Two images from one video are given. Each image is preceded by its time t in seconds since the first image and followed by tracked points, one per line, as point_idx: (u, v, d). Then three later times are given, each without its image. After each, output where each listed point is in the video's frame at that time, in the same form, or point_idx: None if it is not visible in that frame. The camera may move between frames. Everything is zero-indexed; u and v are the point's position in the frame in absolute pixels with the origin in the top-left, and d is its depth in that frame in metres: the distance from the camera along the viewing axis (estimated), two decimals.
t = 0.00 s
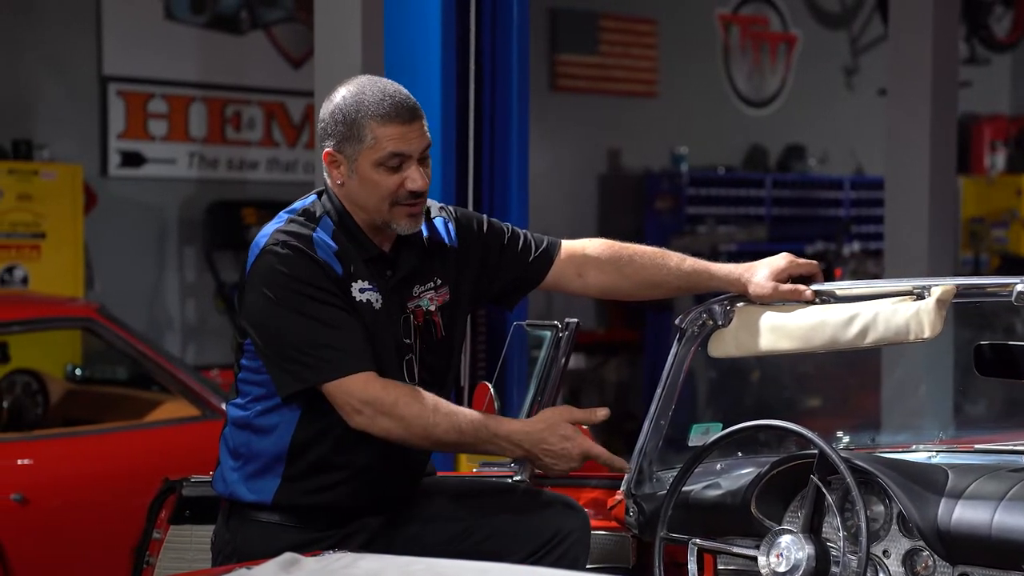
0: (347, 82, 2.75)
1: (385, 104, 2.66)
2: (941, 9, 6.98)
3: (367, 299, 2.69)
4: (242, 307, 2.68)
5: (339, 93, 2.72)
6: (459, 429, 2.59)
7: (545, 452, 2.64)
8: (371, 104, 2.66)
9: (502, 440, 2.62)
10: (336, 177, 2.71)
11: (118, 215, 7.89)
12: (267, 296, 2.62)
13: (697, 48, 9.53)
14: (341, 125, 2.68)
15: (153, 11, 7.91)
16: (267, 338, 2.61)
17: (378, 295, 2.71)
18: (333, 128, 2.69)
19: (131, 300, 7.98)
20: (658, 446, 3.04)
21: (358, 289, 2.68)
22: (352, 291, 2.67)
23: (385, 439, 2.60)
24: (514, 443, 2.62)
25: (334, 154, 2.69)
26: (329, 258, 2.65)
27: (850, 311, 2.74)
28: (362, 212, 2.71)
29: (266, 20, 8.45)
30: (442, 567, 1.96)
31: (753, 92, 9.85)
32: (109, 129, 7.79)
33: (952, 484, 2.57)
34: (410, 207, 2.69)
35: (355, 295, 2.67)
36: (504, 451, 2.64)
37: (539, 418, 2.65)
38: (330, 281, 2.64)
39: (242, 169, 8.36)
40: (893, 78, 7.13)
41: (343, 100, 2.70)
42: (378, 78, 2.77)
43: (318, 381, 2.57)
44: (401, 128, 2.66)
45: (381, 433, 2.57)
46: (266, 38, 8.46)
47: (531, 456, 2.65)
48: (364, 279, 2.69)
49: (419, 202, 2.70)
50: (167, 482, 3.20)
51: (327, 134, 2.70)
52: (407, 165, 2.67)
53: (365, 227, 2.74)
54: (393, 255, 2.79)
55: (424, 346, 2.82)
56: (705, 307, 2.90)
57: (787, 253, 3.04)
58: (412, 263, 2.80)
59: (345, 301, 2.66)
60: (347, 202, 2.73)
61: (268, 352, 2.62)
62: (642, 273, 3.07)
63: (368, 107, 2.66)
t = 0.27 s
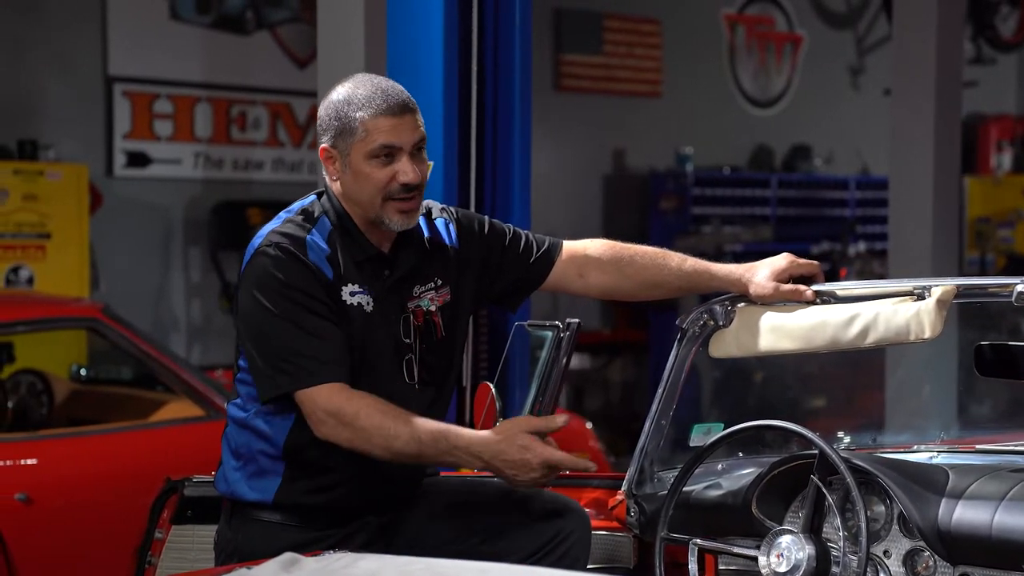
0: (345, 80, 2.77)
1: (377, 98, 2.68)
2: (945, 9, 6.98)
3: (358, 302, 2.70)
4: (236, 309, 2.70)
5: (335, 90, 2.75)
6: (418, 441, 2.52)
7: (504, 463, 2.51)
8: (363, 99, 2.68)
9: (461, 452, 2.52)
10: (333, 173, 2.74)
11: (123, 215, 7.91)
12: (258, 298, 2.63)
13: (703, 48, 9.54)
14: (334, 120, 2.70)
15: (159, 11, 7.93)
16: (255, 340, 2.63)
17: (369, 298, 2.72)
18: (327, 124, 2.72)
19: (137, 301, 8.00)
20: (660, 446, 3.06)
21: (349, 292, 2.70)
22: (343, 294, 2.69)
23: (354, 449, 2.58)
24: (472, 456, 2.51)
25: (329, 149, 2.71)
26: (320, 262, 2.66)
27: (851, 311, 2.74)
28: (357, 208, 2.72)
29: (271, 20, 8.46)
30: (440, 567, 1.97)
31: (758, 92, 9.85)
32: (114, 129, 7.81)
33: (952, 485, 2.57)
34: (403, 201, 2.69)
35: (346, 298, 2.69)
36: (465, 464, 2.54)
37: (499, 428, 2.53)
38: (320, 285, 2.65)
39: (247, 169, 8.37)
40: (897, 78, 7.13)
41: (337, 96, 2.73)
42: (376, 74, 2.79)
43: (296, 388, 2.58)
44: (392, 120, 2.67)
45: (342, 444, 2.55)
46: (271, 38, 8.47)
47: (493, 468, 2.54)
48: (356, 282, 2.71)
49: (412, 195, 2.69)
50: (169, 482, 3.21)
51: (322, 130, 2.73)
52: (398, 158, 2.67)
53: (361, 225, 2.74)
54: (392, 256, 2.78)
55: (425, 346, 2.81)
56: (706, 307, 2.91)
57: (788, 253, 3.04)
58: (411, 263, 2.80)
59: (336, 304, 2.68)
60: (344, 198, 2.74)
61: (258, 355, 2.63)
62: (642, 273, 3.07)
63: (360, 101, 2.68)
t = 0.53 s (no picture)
0: (345, 80, 2.79)
1: (377, 97, 2.69)
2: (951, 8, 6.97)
3: (353, 305, 2.70)
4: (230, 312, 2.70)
5: (335, 90, 2.76)
6: (331, 459, 2.40)
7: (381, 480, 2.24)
8: (363, 98, 2.70)
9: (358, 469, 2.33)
10: (337, 174, 2.75)
11: (129, 215, 7.92)
12: (248, 304, 2.63)
13: (710, 48, 9.53)
14: (336, 121, 2.72)
15: (165, 12, 7.93)
16: (243, 343, 2.62)
17: (366, 301, 2.72)
18: (329, 125, 2.73)
19: (144, 301, 8.02)
20: (660, 446, 3.08)
21: (344, 295, 2.69)
22: (338, 298, 2.68)
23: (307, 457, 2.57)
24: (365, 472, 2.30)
25: (332, 150, 2.73)
26: (311, 267, 2.66)
27: (852, 311, 2.75)
28: (362, 208, 2.73)
29: (277, 21, 8.47)
30: (440, 567, 1.97)
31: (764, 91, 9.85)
32: (121, 129, 7.82)
33: (954, 485, 2.57)
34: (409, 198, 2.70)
35: (341, 302, 2.68)
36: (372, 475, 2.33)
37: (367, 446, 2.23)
38: (309, 291, 2.64)
39: (254, 169, 8.39)
40: (902, 79, 7.12)
41: (337, 97, 2.74)
42: (376, 75, 2.80)
43: (269, 397, 2.57)
44: (394, 118, 2.68)
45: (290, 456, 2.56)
46: (277, 38, 8.48)
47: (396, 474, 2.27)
48: (351, 286, 2.70)
49: (418, 191, 2.71)
50: (172, 482, 3.23)
51: (324, 131, 2.74)
52: (401, 155, 2.68)
53: (366, 224, 2.75)
54: (394, 256, 2.79)
55: (426, 346, 2.82)
56: (707, 307, 2.95)
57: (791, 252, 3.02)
58: (412, 263, 2.81)
59: (331, 307, 2.68)
60: (349, 198, 2.75)
61: (243, 363, 2.62)
62: (644, 273, 3.07)
63: (360, 100, 2.69)
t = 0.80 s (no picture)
0: (341, 85, 2.81)
1: (382, 96, 2.72)
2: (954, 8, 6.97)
3: (353, 308, 2.70)
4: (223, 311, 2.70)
5: (334, 96, 2.78)
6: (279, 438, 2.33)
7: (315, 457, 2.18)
8: (368, 100, 2.72)
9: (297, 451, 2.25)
10: (346, 178, 2.75)
11: (135, 215, 7.93)
12: (239, 304, 2.62)
13: (715, 48, 9.54)
14: (341, 125, 2.73)
15: (171, 12, 7.95)
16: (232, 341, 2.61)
17: (366, 304, 2.72)
18: (334, 130, 2.75)
19: (148, 301, 8.03)
20: (661, 446, 3.09)
21: (344, 298, 2.70)
22: (338, 301, 2.69)
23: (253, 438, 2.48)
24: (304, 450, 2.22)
25: (340, 155, 2.74)
26: (305, 269, 2.65)
27: (852, 311, 2.75)
28: (376, 208, 2.74)
29: (282, 21, 8.49)
30: (439, 567, 1.98)
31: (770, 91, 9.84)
32: (126, 129, 7.84)
33: (954, 485, 2.57)
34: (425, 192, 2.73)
35: (341, 305, 2.69)
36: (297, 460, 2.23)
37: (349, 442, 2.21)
38: (302, 292, 2.64)
39: (259, 169, 8.40)
40: (906, 79, 7.11)
41: (338, 102, 2.76)
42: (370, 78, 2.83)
43: (236, 380, 2.52)
44: (402, 115, 2.71)
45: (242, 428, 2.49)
46: (282, 38, 8.51)
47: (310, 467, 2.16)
48: (350, 288, 2.71)
49: (431, 185, 2.74)
50: (174, 481, 3.23)
51: (329, 137, 2.76)
52: (414, 150, 2.72)
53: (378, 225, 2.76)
54: (397, 257, 2.80)
55: (430, 346, 2.81)
56: (707, 307, 2.96)
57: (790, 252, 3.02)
58: (415, 264, 2.81)
59: (330, 309, 2.69)
60: (359, 201, 2.76)
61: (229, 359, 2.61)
62: (645, 274, 3.07)
63: (366, 102, 2.72)
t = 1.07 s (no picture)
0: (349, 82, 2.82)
1: (384, 93, 2.72)
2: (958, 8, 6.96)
3: (354, 309, 2.70)
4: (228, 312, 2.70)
5: (339, 92, 2.79)
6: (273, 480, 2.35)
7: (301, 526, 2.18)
8: (370, 96, 2.73)
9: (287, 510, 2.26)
10: (345, 172, 2.76)
11: (139, 215, 7.94)
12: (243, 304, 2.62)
13: (719, 47, 9.53)
14: (343, 119, 2.74)
15: (176, 13, 7.96)
16: (236, 343, 2.61)
17: (366, 305, 2.72)
18: (336, 125, 2.75)
19: (152, 300, 8.03)
20: (661, 445, 3.08)
21: (344, 299, 2.70)
22: (339, 302, 2.69)
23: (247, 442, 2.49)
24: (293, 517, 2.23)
25: (340, 149, 2.74)
26: (309, 269, 2.66)
27: (851, 311, 2.75)
28: (373, 205, 2.74)
29: (286, 21, 8.49)
30: (437, 566, 1.98)
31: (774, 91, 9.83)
32: (130, 129, 7.85)
33: (954, 485, 2.57)
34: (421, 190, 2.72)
35: (342, 306, 2.69)
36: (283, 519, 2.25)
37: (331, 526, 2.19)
38: (305, 293, 2.64)
39: (263, 169, 8.41)
40: (910, 79, 7.10)
41: (342, 98, 2.77)
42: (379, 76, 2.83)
43: (240, 376, 2.54)
44: (402, 112, 2.71)
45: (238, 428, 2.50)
46: (287, 39, 8.51)
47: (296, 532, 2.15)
48: (351, 289, 2.71)
49: (429, 184, 2.73)
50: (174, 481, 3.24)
51: (331, 131, 2.77)
52: (411, 148, 2.71)
53: (375, 221, 2.76)
54: (398, 257, 2.80)
55: (431, 347, 2.80)
56: (707, 306, 2.96)
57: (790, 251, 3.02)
58: (416, 263, 2.81)
59: (332, 310, 2.68)
60: (357, 197, 2.77)
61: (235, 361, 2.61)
62: (645, 273, 3.07)
63: (367, 97, 2.72)
